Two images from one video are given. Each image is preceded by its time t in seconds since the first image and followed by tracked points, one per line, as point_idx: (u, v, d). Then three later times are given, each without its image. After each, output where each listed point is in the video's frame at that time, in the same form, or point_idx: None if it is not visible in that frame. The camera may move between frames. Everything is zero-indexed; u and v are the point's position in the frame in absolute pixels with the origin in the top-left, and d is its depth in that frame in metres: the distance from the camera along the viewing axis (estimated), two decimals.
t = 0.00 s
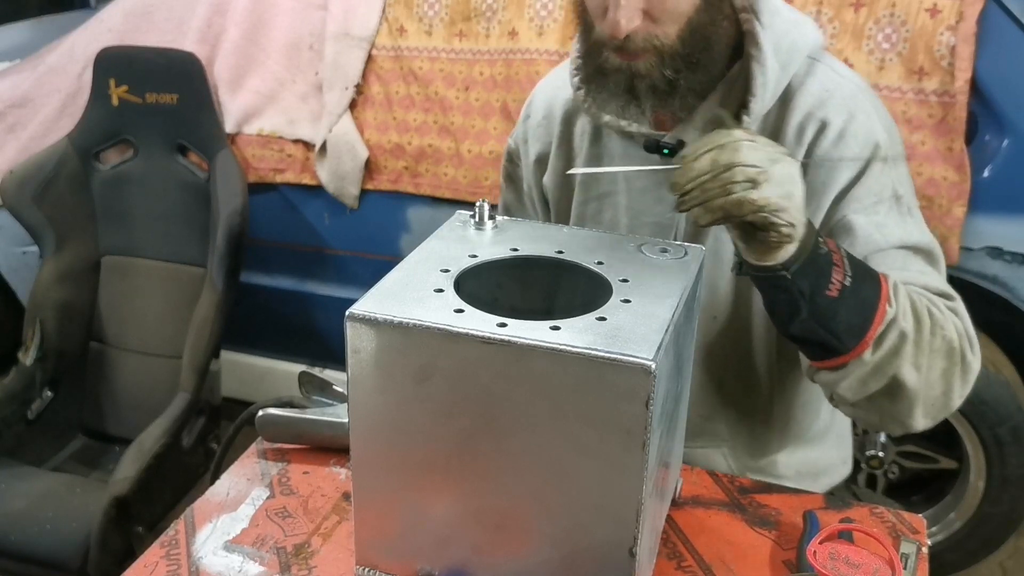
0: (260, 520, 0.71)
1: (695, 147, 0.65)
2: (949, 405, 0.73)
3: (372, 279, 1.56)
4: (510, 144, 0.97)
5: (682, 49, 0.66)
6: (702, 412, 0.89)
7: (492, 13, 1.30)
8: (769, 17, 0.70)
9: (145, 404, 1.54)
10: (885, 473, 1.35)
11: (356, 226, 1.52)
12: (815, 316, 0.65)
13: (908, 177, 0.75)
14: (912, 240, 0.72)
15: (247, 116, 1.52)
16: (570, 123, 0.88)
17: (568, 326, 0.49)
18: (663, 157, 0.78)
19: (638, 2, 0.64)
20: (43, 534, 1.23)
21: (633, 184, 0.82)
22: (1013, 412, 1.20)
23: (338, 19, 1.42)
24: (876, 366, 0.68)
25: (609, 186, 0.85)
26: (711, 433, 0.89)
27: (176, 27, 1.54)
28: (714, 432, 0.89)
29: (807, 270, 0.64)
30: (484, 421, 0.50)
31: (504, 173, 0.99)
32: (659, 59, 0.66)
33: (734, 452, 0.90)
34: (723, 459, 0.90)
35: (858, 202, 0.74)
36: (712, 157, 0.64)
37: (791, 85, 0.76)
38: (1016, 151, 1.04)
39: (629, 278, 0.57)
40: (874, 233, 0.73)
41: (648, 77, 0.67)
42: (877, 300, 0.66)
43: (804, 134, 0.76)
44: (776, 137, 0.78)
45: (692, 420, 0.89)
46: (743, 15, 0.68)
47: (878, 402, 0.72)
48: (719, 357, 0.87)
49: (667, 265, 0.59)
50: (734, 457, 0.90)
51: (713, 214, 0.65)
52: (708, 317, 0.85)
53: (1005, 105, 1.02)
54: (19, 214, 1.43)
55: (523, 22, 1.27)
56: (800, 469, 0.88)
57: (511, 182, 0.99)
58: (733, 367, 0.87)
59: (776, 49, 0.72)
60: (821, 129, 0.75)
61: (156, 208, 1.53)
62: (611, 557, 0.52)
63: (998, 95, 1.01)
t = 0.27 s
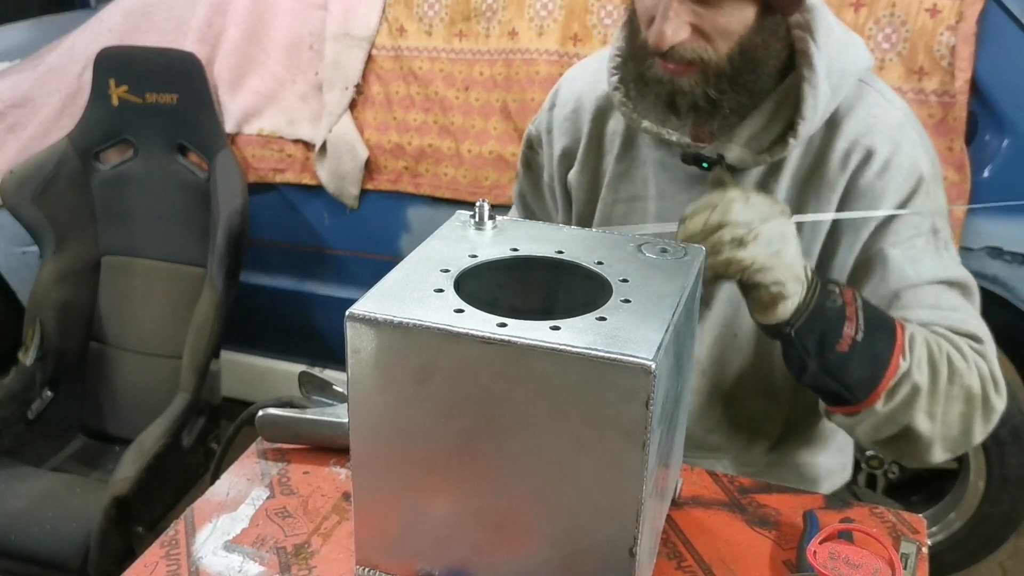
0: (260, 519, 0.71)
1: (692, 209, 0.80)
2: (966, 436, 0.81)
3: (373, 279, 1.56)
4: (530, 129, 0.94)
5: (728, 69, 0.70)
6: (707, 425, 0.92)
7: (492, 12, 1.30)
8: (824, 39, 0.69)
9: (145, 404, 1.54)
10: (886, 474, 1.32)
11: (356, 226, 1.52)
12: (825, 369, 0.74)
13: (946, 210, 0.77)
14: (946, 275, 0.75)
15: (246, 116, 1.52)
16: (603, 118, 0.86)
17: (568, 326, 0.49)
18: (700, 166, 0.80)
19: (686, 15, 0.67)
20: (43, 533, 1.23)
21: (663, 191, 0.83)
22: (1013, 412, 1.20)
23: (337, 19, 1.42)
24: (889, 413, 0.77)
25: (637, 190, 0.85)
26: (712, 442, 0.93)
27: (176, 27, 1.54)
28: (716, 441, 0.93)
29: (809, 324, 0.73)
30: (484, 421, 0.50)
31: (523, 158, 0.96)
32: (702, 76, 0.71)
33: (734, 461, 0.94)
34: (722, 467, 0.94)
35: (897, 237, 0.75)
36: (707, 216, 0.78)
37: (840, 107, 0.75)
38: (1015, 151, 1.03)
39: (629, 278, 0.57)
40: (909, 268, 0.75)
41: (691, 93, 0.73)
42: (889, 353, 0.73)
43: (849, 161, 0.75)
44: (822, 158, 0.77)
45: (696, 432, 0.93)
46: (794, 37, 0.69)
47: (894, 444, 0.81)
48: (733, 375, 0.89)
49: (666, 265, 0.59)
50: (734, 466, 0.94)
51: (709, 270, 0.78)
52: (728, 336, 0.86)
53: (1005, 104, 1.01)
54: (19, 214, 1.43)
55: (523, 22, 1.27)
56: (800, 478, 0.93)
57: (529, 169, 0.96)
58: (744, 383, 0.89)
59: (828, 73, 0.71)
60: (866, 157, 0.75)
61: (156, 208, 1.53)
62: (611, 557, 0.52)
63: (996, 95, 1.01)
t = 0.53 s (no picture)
0: (260, 520, 0.71)
1: (726, 247, 0.71)
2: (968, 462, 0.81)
3: (372, 279, 1.56)
4: (543, 126, 0.96)
5: (774, 74, 0.71)
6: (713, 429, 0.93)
7: (492, 13, 1.33)
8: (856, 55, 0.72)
9: (145, 405, 1.54)
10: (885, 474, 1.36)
11: (356, 226, 1.52)
12: (837, 408, 0.72)
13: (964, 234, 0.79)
14: (960, 300, 0.77)
15: (247, 116, 1.52)
16: (620, 121, 0.88)
17: (568, 326, 0.49)
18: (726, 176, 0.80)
19: (742, 19, 0.69)
20: (43, 533, 1.23)
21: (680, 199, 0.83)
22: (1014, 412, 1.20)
23: (338, 19, 1.42)
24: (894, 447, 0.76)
25: (653, 197, 0.86)
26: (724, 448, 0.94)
27: (176, 27, 1.54)
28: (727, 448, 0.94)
29: (826, 373, 0.71)
30: (484, 421, 0.50)
31: (533, 153, 0.99)
32: (750, 82, 0.71)
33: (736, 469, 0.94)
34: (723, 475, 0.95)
35: (918, 265, 0.76)
36: (740, 263, 0.69)
37: (867, 126, 0.76)
38: (1017, 152, 1.03)
39: (629, 278, 0.57)
40: (925, 293, 0.76)
41: (737, 99, 0.72)
42: (899, 396, 0.71)
43: (874, 184, 0.76)
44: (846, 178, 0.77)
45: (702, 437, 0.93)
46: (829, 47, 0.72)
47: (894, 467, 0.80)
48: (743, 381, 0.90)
49: (666, 265, 0.59)
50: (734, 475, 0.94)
51: (734, 316, 0.70)
52: (741, 347, 0.88)
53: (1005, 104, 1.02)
54: (18, 214, 1.43)
55: (523, 22, 1.31)
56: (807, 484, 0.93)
57: (539, 163, 0.99)
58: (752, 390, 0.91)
59: (858, 89, 0.72)
60: (890, 181, 0.75)
61: (156, 208, 1.53)
62: (611, 557, 0.52)
63: (997, 95, 1.01)
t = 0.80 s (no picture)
0: (260, 520, 0.71)
1: (899, 161, 0.64)
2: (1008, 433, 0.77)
3: (372, 279, 1.56)
4: (532, 132, 0.91)
5: (802, 32, 0.69)
6: (748, 420, 0.87)
7: (492, 13, 1.33)
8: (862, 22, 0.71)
9: (145, 404, 1.54)
10: (886, 474, 1.36)
11: (356, 226, 1.52)
12: (934, 358, 0.69)
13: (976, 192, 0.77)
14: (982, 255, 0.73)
15: (246, 116, 1.52)
16: (623, 118, 0.83)
17: (568, 326, 0.49)
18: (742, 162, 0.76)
19: None
20: (42, 533, 1.23)
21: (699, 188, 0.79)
22: (1014, 412, 1.20)
23: (338, 19, 1.42)
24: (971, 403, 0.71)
25: (668, 190, 0.81)
26: (751, 440, 0.88)
27: (176, 27, 1.54)
28: (754, 440, 0.88)
29: (943, 317, 0.67)
30: (484, 421, 0.50)
31: (520, 163, 0.93)
32: (778, 43, 0.68)
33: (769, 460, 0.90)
34: (757, 466, 0.90)
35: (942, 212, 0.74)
36: (923, 180, 0.63)
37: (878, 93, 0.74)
38: (1017, 151, 1.03)
39: (629, 277, 0.57)
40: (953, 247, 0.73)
41: (768, 64, 0.69)
42: (986, 344, 0.69)
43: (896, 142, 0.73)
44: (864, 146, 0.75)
45: (734, 429, 0.88)
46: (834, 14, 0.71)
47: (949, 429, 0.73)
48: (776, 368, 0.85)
49: (666, 265, 0.59)
50: (768, 465, 0.90)
51: (899, 240, 0.64)
52: (775, 329, 0.82)
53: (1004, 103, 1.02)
54: (19, 214, 1.43)
55: (523, 22, 1.31)
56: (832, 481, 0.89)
57: (525, 174, 0.94)
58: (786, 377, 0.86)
59: (869, 57, 0.70)
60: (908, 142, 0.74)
61: (156, 208, 1.53)
62: (611, 557, 0.52)
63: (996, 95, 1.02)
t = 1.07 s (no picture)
0: (260, 519, 0.71)
1: (849, 174, 0.64)
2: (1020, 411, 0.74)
3: (372, 279, 1.56)
4: (520, 140, 0.89)
5: (758, 22, 0.68)
6: (761, 411, 0.85)
7: (492, 13, 1.33)
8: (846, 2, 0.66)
9: (145, 404, 1.54)
10: (885, 473, 1.38)
11: (356, 226, 1.52)
12: (934, 341, 0.66)
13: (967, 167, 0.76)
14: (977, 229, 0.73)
15: (246, 116, 1.52)
16: (615, 117, 0.81)
17: (568, 326, 0.49)
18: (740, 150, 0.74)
19: None
20: (42, 533, 1.23)
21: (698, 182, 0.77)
22: (1014, 412, 1.20)
23: (338, 19, 1.42)
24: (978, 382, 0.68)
25: (666, 185, 0.79)
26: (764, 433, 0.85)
27: (176, 27, 1.54)
28: (767, 433, 0.86)
29: (935, 304, 0.65)
30: (484, 421, 0.50)
31: (511, 171, 0.91)
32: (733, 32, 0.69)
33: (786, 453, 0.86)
34: (773, 459, 0.86)
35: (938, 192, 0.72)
36: (873, 190, 0.63)
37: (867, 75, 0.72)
38: (1017, 151, 1.03)
39: (629, 277, 0.57)
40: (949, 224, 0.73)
41: (725, 52, 0.70)
42: (987, 321, 0.67)
43: (890, 124, 0.72)
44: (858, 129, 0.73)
45: (747, 419, 0.85)
46: None
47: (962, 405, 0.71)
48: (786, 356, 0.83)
49: (666, 265, 0.59)
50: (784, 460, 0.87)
51: (862, 251, 0.63)
52: (782, 316, 0.81)
53: (1005, 104, 1.02)
54: (19, 214, 1.43)
55: (523, 22, 1.31)
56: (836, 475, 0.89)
57: (517, 182, 0.92)
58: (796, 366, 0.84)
59: (858, 42, 0.67)
60: (904, 120, 0.72)
61: (156, 208, 1.53)
62: (611, 557, 0.52)
63: (997, 96, 1.02)
